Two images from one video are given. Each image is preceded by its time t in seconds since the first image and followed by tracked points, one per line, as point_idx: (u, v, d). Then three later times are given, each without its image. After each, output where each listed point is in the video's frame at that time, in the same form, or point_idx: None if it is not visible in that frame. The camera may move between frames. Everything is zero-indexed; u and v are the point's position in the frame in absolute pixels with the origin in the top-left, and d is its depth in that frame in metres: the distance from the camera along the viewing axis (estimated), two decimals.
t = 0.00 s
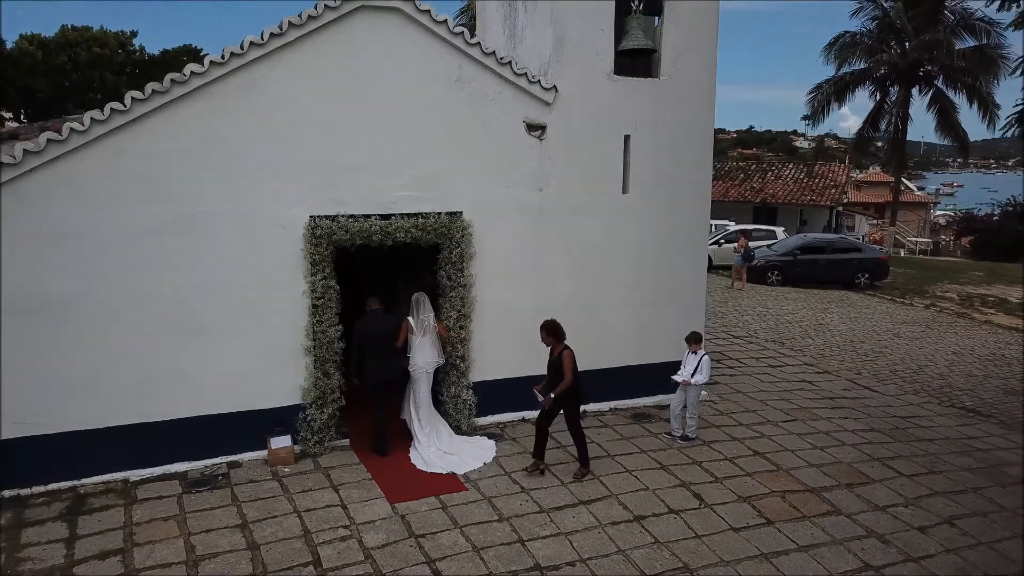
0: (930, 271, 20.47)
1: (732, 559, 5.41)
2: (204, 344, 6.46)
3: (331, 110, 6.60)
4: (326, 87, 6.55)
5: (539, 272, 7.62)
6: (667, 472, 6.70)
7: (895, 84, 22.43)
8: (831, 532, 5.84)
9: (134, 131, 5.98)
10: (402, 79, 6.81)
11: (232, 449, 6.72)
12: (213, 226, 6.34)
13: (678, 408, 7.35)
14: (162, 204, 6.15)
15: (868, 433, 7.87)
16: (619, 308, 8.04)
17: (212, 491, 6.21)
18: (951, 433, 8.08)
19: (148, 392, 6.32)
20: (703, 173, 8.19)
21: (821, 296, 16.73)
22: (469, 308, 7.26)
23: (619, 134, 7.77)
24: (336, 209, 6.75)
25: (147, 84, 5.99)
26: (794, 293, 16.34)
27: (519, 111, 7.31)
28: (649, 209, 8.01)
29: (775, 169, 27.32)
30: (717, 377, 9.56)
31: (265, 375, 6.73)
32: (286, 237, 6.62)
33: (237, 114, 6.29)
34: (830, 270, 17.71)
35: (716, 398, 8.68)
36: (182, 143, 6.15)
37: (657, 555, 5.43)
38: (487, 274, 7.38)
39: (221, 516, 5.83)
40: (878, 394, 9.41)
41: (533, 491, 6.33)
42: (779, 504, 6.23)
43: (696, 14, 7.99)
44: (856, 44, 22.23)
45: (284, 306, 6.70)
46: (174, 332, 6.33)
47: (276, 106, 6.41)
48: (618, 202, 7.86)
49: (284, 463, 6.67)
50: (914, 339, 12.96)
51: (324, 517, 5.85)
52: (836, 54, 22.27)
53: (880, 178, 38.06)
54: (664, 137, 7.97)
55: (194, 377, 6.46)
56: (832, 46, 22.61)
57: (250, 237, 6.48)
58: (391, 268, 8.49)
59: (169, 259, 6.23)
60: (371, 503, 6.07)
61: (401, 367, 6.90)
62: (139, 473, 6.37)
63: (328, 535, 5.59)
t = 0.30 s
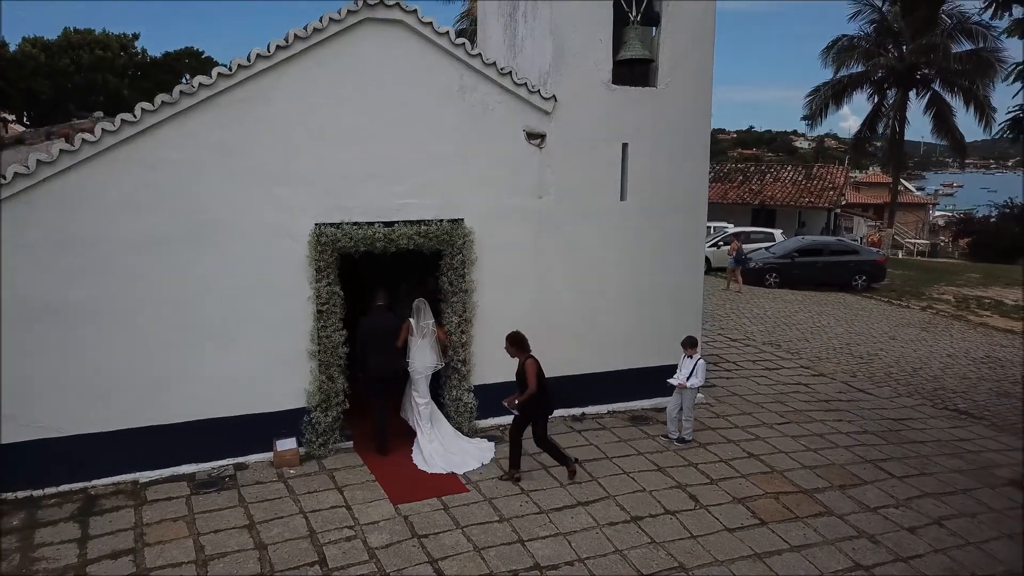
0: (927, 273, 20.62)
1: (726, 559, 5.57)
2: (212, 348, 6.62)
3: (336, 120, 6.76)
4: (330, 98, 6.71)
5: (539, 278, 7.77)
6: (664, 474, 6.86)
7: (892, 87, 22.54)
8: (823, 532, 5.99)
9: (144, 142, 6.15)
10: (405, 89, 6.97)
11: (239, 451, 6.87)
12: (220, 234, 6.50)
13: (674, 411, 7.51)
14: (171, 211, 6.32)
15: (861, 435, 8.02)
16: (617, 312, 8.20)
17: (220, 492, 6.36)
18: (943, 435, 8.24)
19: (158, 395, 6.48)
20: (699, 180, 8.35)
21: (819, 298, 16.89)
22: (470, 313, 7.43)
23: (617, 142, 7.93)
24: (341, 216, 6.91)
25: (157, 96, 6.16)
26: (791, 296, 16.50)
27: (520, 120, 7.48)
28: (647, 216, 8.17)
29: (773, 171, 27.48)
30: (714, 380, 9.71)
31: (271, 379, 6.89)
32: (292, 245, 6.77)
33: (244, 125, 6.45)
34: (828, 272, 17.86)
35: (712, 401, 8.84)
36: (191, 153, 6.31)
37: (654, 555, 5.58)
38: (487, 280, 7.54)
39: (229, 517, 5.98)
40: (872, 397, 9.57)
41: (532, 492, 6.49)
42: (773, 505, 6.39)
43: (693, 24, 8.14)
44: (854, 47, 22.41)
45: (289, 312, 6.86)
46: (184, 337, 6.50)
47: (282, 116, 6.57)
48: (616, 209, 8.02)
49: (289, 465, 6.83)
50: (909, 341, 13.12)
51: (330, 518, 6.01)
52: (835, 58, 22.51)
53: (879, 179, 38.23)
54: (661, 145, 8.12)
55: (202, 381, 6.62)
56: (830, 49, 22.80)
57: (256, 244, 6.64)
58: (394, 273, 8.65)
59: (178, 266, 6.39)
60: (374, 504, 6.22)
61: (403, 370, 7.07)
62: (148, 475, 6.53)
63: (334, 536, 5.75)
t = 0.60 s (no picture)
0: (925, 276, 20.77)
1: (720, 562, 5.71)
2: (219, 355, 6.76)
3: (340, 132, 6.91)
4: (335, 110, 6.86)
5: (538, 285, 7.92)
6: (661, 478, 7.01)
7: (890, 91, 22.60)
8: (816, 535, 6.15)
9: (154, 154, 6.30)
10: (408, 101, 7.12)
11: (245, 455, 7.02)
12: (228, 243, 6.65)
13: (671, 415, 7.67)
14: (180, 221, 6.47)
15: (855, 439, 8.18)
16: (616, 318, 8.35)
17: (227, 496, 6.51)
18: (935, 439, 8.39)
19: (166, 400, 6.63)
20: (696, 189, 8.50)
21: (816, 301, 17.04)
22: (471, 320, 7.59)
23: (615, 152, 8.08)
24: (344, 226, 7.06)
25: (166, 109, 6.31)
26: (789, 300, 16.65)
27: (520, 131, 7.63)
28: (645, 224, 8.32)
29: (772, 173, 27.62)
30: (710, 384, 9.86)
31: (277, 385, 7.04)
32: (297, 254, 6.92)
33: (251, 137, 6.60)
34: (826, 275, 18.02)
35: (709, 405, 8.99)
36: (199, 164, 6.45)
37: (651, 558, 5.74)
38: (488, 287, 7.69)
39: (237, 520, 6.13)
40: (867, 401, 9.72)
41: (532, 496, 6.64)
42: (767, 508, 6.54)
43: (690, 35, 8.29)
44: (852, 51, 22.56)
45: (295, 319, 7.01)
46: (192, 343, 6.64)
47: (288, 128, 6.72)
48: (614, 218, 8.17)
49: (295, 468, 6.98)
50: (905, 345, 13.27)
51: (335, 521, 6.16)
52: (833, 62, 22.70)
53: (877, 181, 38.38)
54: (659, 154, 8.28)
55: (210, 386, 6.77)
56: (828, 53, 22.94)
57: (262, 253, 6.79)
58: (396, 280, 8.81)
59: (186, 274, 6.54)
60: (378, 508, 6.38)
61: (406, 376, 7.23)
62: (157, 479, 6.67)
63: (339, 539, 5.90)
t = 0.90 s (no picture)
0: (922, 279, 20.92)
1: (715, 566, 5.86)
2: (225, 362, 6.91)
3: (344, 145, 7.07)
4: (338, 123, 7.02)
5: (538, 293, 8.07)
6: (658, 483, 7.16)
7: (887, 95, 22.82)
8: (809, 539, 6.29)
9: (162, 167, 6.44)
10: (410, 114, 7.27)
11: (251, 461, 7.17)
12: (233, 253, 6.80)
13: (668, 421, 7.82)
14: (187, 232, 6.61)
15: (849, 444, 8.32)
16: (614, 325, 8.50)
17: (234, 501, 6.66)
18: (928, 444, 8.54)
19: (174, 407, 6.78)
20: (693, 198, 8.65)
21: (813, 305, 17.20)
22: (472, 328, 7.73)
23: (614, 162, 8.23)
24: (348, 236, 7.20)
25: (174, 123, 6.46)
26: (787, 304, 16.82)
27: (520, 142, 7.79)
28: (642, 232, 8.47)
29: (771, 176, 27.80)
30: (707, 389, 10.01)
31: (282, 392, 7.19)
32: (301, 263, 7.07)
33: (257, 150, 6.75)
34: (824, 278, 18.18)
35: (706, 410, 9.13)
36: (206, 176, 6.60)
37: (647, 561, 5.88)
38: (488, 296, 7.83)
39: (243, 525, 6.28)
40: (862, 406, 9.86)
41: (532, 501, 6.78)
42: (762, 513, 6.69)
43: (688, 46, 8.43)
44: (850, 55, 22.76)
45: (299, 328, 7.15)
46: (198, 352, 6.79)
47: (293, 141, 6.87)
48: (612, 227, 8.32)
49: (299, 474, 7.13)
50: (900, 349, 13.42)
51: (339, 526, 6.30)
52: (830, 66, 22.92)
53: (875, 183, 38.56)
54: (656, 164, 8.42)
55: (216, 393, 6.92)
56: (826, 57, 23.12)
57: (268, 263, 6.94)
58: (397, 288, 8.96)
59: (193, 284, 6.69)
60: (381, 512, 6.52)
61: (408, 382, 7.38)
62: (165, 484, 6.82)
63: (343, 543, 6.04)
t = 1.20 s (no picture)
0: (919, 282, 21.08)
1: (709, 570, 6.01)
2: (229, 370, 7.05)
3: (347, 157, 7.22)
4: (340, 136, 7.16)
5: (536, 302, 8.22)
6: (654, 488, 7.31)
7: (885, 99, 23.06)
8: (801, 544, 6.45)
9: (168, 180, 6.59)
10: (411, 127, 7.41)
11: (255, 467, 7.32)
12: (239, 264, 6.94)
13: (664, 427, 7.98)
14: (193, 244, 6.75)
15: (842, 450, 8.48)
16: (611, 332, 8.65)
17: (239, 507, 6.81)
18: (920, 449, 8.70)
19: (181, 415, 6.93)
20: (689, 207, 8.80)
21: (810, 309, 17.36)
22: (472, 336, 7.88)
23: (611, 173, 8.38)
24: (350, 247, 7.35)
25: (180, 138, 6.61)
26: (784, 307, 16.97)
27: (518, 154, 7.93)
28: (639, 242, 8.62)
29: (769, 179, 27.95)
30: (704, 395, 10.16)
31: (285, 399, 7.33)
32: (305, 273, 7.21)
33: (261, 163, 6.90)
34: (820, 282, 18.34)
35: (702, 416, 9.28)
36: (210, 189, 6.74)
37: (643, 566, 6.03)
38: (488, 305, 7.98)
39: (249, 530, 6.43)
40: (856, 411, 10.01)
41: (530, 506, 6.93)
42: (755, 518, 6.84)
43: (684, 58, 8.57)
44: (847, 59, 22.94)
45: (302, 337, 7.30)
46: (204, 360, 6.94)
47: (296, 153, 7.02)
48: (610, 236, 8.47)
49: (303, 479, 7.29)
50: (895, 353, 13.57)
51: (342, 531, 6.45)
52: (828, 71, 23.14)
53: (874, 184, 38.73)
54: (653, 174, 8.57)
55: (221, 401, 7.06)
56: (823, 61, 23.26)
57: (272, 273, 7.08)
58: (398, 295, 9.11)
59: (198, 294, 6.83)
60: (384, 518, 6.68)
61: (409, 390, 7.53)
62: (171, 490, 6.98)
63: (346, 548, 6.19)
